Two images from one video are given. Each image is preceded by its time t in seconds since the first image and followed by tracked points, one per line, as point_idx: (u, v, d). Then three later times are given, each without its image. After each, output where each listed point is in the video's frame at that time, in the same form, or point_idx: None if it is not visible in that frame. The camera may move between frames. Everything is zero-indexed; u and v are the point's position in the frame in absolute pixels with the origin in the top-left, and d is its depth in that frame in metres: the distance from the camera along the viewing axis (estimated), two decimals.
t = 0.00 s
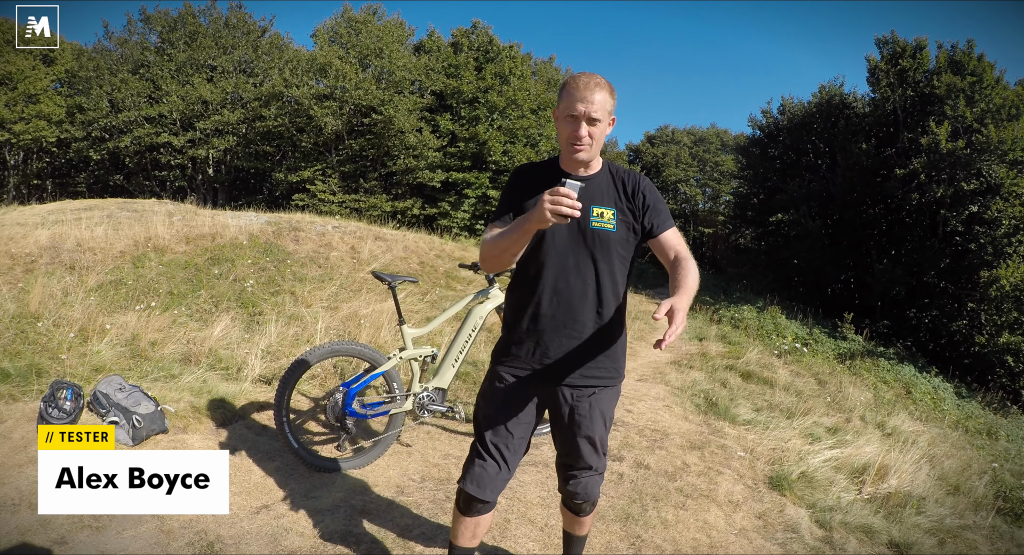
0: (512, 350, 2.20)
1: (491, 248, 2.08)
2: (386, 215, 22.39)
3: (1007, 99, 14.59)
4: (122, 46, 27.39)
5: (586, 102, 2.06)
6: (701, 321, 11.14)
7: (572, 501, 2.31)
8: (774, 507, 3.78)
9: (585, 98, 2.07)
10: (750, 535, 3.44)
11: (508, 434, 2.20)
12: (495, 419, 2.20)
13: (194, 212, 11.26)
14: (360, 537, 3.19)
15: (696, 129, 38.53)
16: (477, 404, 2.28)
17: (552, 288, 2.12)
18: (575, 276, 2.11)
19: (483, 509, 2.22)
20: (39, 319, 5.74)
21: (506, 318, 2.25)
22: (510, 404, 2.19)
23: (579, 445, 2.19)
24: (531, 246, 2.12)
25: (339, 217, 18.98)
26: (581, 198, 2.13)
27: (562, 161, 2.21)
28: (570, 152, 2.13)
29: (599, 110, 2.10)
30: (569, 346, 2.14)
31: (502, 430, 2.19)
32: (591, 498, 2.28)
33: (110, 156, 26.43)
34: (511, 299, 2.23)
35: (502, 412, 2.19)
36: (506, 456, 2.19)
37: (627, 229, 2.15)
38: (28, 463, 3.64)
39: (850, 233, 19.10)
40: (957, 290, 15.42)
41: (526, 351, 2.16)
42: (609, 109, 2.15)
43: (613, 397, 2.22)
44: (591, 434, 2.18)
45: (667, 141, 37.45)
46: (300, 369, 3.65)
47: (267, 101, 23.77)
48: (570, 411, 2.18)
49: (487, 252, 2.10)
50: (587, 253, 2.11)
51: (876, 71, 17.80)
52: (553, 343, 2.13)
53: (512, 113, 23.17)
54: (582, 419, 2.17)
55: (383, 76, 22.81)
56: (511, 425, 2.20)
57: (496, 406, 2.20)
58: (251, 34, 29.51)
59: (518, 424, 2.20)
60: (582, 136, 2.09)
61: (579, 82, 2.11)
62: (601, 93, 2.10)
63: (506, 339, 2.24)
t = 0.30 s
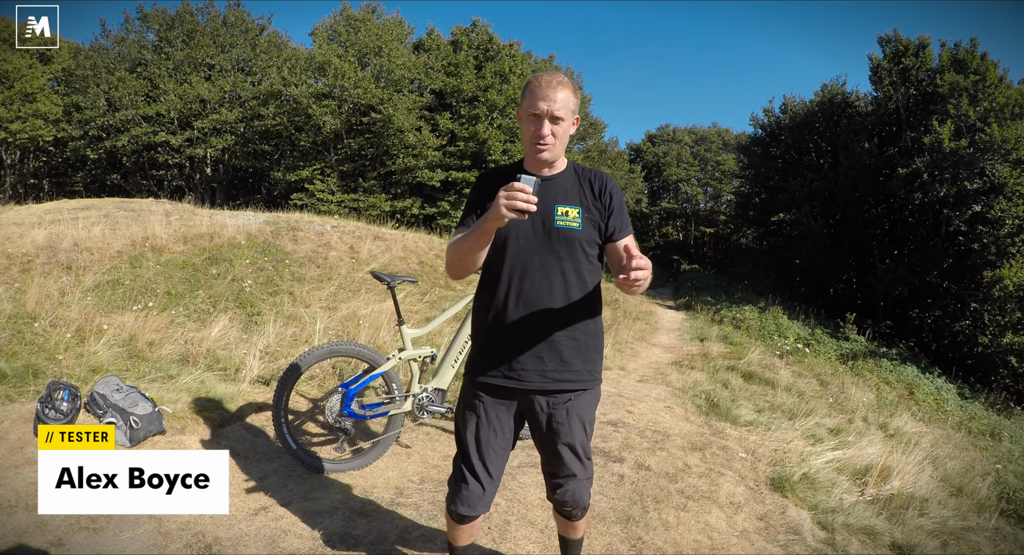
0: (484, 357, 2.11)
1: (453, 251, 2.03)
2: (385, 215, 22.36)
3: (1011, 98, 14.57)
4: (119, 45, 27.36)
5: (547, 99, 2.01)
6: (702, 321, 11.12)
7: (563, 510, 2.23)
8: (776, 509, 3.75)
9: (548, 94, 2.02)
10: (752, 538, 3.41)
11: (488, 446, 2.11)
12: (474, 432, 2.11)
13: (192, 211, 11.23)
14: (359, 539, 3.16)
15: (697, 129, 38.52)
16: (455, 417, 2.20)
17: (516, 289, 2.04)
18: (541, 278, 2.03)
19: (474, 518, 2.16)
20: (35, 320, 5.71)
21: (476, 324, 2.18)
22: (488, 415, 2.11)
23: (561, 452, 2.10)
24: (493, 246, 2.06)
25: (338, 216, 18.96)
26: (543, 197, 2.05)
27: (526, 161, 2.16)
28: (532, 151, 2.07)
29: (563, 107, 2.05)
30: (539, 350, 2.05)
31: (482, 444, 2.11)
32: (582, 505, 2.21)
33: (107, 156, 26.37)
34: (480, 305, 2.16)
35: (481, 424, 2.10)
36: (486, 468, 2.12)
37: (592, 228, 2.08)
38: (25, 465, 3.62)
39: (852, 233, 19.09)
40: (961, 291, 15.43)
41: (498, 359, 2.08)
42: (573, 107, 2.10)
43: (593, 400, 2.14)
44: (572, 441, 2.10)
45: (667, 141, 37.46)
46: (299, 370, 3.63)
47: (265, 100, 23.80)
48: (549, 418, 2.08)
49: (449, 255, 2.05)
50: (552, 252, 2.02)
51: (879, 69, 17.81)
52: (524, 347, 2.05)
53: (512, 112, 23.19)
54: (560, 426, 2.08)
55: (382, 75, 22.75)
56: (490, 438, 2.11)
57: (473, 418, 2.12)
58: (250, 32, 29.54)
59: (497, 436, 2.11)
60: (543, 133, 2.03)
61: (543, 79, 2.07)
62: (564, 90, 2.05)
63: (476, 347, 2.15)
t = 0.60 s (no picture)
0: (439, 363, 2.09)
1: (398, 252, 1.96)
2: (385, 215, 22.32)
3: (1014, 97, 14.56)
4: (117, 44, 27.38)
5: (491, 94, 2.00)
6: (704, 322, 11.11)
7: (538, 521, 2.18)
8: (777, 510, 3.73)
9: (495, 91, 2.00)
10: (754, 539, 3.39)
11: (456, 448, 2.13)
12: (442, 436, 2.13)
13: (190, 211, 11.22)
14: (359, 540, 3.14)
15: (698, 128, 38.50)
16: (422, 423, 2.21)
17: (467, 291, 2.01)
18: (489, 279, 2.01)
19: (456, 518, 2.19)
20: (32, 320, 5.68)
21: (429, 329, 2.15)
22: (454, 418, 2.11)
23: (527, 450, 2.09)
24: (440, 247, 2.01)
25: (337, 216, 18.95)
26: (491, 194, 2.03)
27: (470, 158, 2.13)
28: (479, 148, 2.04)
29: (510, 105, 2.03)
30: (494, 350, 2.04)
31: (451, 446, 2.13)
32: (557, 512, 2.15)
33: (105, 155, 26.35)
34: (431, 309, 2.12)
35: (447, 429, 2.12)
36: (458, 470, 2.14)
37: (538, 225, 2.08)
38: (22, 466, 3.59)
39: (854, 232, 19.05)
40: (963, 290, 15.42)
41: (454, 363, 2.06)
42: (521, 104, 2.09)
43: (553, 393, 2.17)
44: (537, 437, 2.10)
45: (667, 141, 37.52)
46: (298, 371, 3.62)
47: (264, 99, 23.85)
48: (511, 418, 2.09)
49: (394, 256, 1.98)
50: (500, 253, 2.01)
51: (881, 68, 17.78)
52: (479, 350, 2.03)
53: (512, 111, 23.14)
54: (523, 423, 2.09)
55: (381, 74, 22.66)
56: (457, 442, 2.12)
57: (439, 422, 2.13)
58: (249, 31, 29.59)
59: (463, 439, 2.12)
60: (489, 130, 2.01)
61: (490, 76, 2.05)
62: (510, 88, 2.04)
63: (432, 353, 2.13)
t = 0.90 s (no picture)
0: (420, 365, 2.10)
1: (373, 263, 1.95)
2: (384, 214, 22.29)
3: (1015, 96, 14.56)
4: (116, 43, 27.35)
5: (454, 102, 2.00)
6: (704, 322, 11.10)
7: (530, 507, 2.19)
8: (778, 512, 3.71)
9: (457, 97, 2.01)
10: (754, 540, 3.37)
11: (443, 445, 2.14)
12: (428, 436, 2.13)
13: (189, 211, 11.20)
14: (358, 541, 3.12)
15: (699, 128, 38.46)
16: (406, 426, 2.20)
17: (445, 293, 2.03)
18: (464, 279, 2.05)
19: (443, 514, 2.21)
20: (30, 320, 5.67)
21: (405, 334, 2.14)
22: (438, 417, 2.12)
23: (513, 439, 2.13)
24: (412, 252, 2.02)
25: (336, 215, 18.94)
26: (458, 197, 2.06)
27: (433, 161, 2.14)
28: (443, 154, 2.06)
29: (472, 109, 2.05)
30: (475, 346, 2.08)
31: (438, 444, 2.14)
32: (542, 502, 2.16)
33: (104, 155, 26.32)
34: (406, 314, 2.12)
35: (432, 428, 2.13)
36: (443, 471, 2.14)
37: (505, 223, 2.14)
38: (20, 467, 3.58)
39: (855, 232, 19.00)
40: (965, 290, 15.44)
41: (435, 363, 2.07)
42: (482, 107, 2.10)
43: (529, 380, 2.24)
44: (522, 425, 2.15)
45: (668, 140, 37.55)
46: (297, 371, 3.61)
47: (263, 99, 23.92)
48: (496, 409, 2.13)
49: (367, 267, 1.97)
50: (471, 251, 2.05)
51: (882, 67, 17.77)
52: (460, 347, 2.06)
53: (512, 110, 23.10)
54: (507, 412, 2.13)
55: (381, 73, 22.59)
56: (444, 439, 2.14)
57: (425, 422, 2.13)
58: (247, 30, 29.56)
59: (449, 436, 2.14)
60: (453, 135, 2.03)
61: (451, 80, 2.05)
62: (472, 92, 2.05)
63: (410, 357, 2.13)
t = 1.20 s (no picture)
0: (427, 366, 2.11)
1: (371, 280, 1.90)
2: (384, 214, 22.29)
3: (1017, 96, 14.56)
4: (115, 42, 27.26)
5: (432, 102, 2.00)
6: (705, 322, 11.10)
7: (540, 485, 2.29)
8: (779, 512, 3.70)
9: (433, 98, 2.01)
10: (755, 541, 3.36)
11: (454, 443, 2.14)
12: (439, 435, 2.12)
13: (188, 210, 11.18)
14: (357, 542, 3.11)
15: (699, 127, 38.44)
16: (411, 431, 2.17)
17: (449, 293, 2.08)
18: (463, 276, 2.11)
19: (451, 513, 2.19)
20: (29, 320, 5.66)
21: (406, 340, 2.13)
22: (448, 415, 2.13)
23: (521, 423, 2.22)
24: (407, 260, 2.02)
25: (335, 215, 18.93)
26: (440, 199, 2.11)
27: (410, 163, 2.14)
28: (423, 156, 2.07)
29: (449, 110, 2.07)
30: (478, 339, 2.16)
31: (450, 443, 2.13)
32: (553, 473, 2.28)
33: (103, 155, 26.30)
34: (407, 320, 2.11)
35: (443, 426, 2.12)
36: (456, 468, 2.14)
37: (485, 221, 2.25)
38: (18, 467, 3.57)
39: (856, 232, 18.97)
40: (966, 290, 15.46)
41: (444, 361, 2.10)
42: (455, 106, 2.11)
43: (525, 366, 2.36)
44: (527, 408, 2.25)
45: (668, 140, 37.61)
46: (296, 371, 3.59)
47: (263, 99, 23.96)
48: (503, 396, 2.22)
49: (364, 287, 1.91)
50: (467, 249, 2.12)
51: (883, 67, 17.76)
52: (466, 342, 2.12)
53: (512, 110, 23.11)
54: (513, 397, 2.23)
55: (380, 72, 22.58)
56: (455, 435, 2.15)
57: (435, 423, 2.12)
58: (247, 29, 29.54)
59: (460, 432, 2.16)
60: (433, 137, 2.04)
61: (425, 81, 2.04)
62: (446, 91, 2.06)
63: (416, 360, 2.12)
